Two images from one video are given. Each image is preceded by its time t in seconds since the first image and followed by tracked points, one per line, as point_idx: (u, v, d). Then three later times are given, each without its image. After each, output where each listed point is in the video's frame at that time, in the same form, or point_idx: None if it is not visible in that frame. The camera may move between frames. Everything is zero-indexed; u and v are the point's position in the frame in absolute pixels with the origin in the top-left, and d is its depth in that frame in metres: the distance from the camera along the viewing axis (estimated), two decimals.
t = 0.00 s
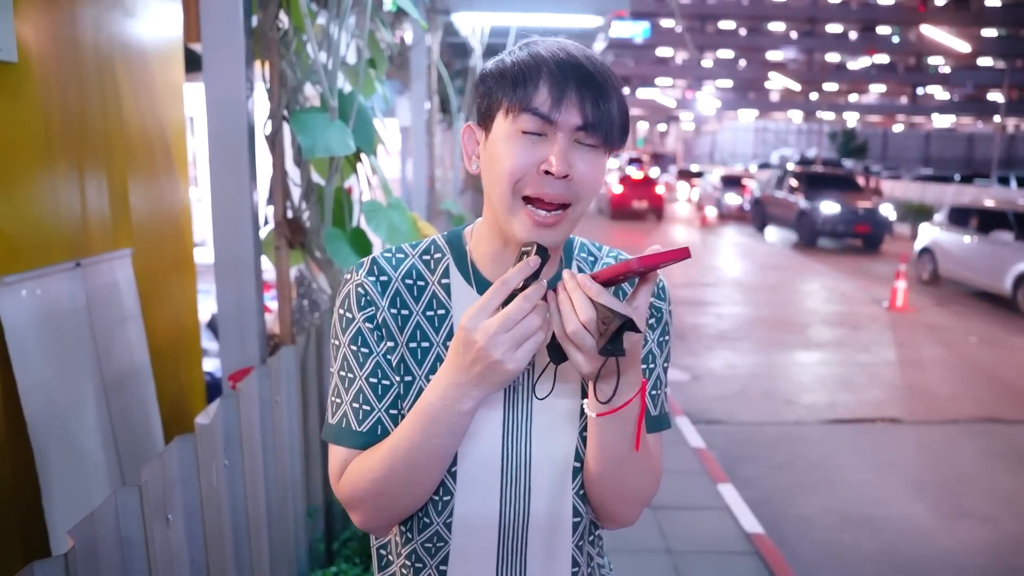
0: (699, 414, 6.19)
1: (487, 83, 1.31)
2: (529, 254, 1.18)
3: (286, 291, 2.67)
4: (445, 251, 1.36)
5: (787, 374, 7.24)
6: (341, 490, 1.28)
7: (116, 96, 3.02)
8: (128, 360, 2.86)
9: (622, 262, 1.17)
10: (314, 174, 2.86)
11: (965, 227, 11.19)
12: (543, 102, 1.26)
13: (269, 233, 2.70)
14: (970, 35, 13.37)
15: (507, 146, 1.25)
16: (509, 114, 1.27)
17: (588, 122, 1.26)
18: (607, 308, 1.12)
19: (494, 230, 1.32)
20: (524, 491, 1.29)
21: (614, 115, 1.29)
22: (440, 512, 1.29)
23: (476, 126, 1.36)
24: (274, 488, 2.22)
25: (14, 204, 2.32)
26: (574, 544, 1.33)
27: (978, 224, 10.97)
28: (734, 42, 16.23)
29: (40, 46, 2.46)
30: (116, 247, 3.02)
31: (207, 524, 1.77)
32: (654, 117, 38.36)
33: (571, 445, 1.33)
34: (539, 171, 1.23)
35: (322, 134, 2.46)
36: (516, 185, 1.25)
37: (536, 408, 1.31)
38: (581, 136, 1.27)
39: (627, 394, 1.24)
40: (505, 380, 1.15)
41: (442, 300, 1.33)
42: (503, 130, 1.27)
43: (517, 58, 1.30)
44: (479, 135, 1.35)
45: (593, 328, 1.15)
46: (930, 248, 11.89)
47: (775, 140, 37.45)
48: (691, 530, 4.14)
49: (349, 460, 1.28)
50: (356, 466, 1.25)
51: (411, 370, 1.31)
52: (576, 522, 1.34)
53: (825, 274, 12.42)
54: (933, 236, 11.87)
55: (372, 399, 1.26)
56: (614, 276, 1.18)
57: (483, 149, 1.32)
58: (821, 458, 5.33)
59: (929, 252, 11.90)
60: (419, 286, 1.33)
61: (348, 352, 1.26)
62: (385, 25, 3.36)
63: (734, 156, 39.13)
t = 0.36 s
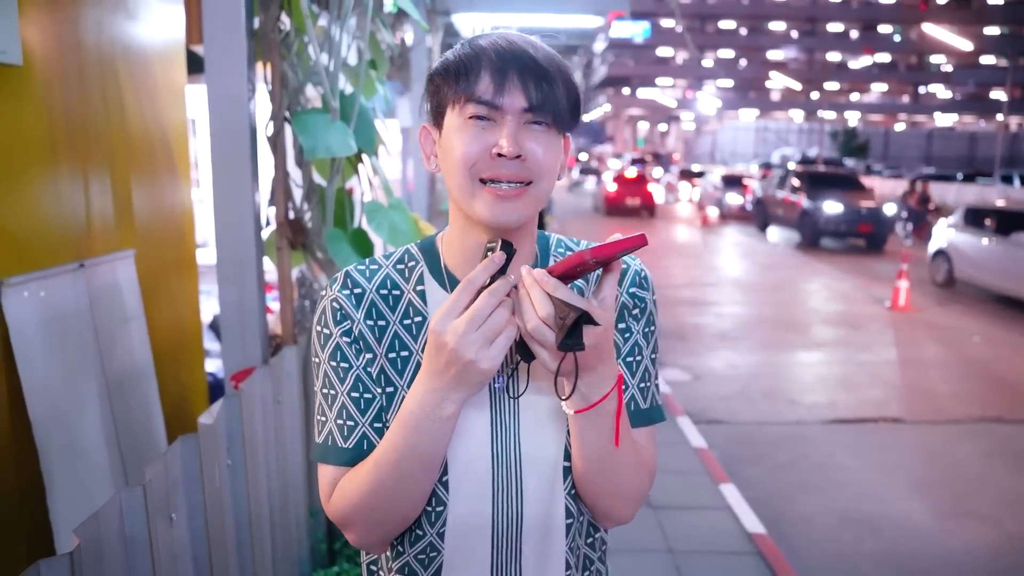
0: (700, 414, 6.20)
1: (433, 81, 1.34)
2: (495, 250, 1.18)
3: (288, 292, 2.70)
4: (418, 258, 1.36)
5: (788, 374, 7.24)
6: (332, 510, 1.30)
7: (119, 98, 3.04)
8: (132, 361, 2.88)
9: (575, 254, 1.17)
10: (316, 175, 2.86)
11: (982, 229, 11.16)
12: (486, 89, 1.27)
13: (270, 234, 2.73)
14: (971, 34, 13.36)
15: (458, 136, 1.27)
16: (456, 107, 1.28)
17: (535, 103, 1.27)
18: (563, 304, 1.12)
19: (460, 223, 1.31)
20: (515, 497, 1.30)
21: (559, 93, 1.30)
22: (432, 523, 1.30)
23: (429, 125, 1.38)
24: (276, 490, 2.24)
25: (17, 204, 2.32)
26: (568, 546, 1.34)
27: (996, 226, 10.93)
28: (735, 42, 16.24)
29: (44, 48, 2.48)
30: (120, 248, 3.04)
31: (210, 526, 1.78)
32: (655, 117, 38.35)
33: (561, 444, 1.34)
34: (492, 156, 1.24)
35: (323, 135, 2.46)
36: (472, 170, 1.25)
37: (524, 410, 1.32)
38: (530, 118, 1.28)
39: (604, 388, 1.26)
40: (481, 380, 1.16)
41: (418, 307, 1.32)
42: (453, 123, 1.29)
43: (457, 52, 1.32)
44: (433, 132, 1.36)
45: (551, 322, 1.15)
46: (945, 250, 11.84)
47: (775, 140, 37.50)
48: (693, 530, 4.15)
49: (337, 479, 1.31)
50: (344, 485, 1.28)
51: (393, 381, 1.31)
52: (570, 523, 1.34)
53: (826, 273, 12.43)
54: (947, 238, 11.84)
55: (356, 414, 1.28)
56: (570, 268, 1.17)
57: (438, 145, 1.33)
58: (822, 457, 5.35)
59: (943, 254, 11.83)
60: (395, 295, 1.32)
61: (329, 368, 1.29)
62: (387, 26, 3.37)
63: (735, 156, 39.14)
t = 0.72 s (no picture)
0: (715, 410, 6.18)
1: (442, 85, 1.31)
2: (485, 246, 1.21)
3: (303, 286, 2.76)
4: (417, 251, 1.39)
5: (805, 371, 7.19)
6: (331, 502, 1.32)
7: (138, 96, 3.09)
8: (150, 353, 2.94)
9: (576, 258, 1.14)
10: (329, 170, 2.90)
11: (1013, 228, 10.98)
12: (499, 103, 1.25)
13: (285, 228, 2.77)
14: (996, 27, 13.13)
15: (468, 149, 1.26)
16: (466, 117, 1.27)
17: (546, 118, 1.26)
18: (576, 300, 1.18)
19: (467, 225, 1.33)
20: (518, 484, 1.32)
21: (569, 105, 1.29)
22: (435, 511, 1.32)
23: (434, 124, 1.37)
24: (288, 480, 2.28)
25: (42, 199, 2.39)
26: (573, 532, 1.36)
27: None
28: (754, 37, 16.10)
29: (66, 49, 2.53)
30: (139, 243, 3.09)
31: (225, 515, 1.83)
32: (673, 113, 38.13)
33: (565, 428, 1.37)
34: (506, 171, 1.24)
35: (337, 130, 2.49)
36: (485, 185, 1.25)
37: (525, 399, 1.35)
38: (540, 132, 1.27)
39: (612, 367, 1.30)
40: (465, 377, 1.18)
41: (417, 298, 1.35)
42: (463, 133, 1.27)
43: (467, 57, 1.29)
44: (439, 133, 1.35)
45: (568, 320, 1.20)
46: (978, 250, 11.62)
47: (795, 136, 37.15)
48: (705, 526, 4.15)
49: (336, 470, 1.33)
50: (341, 475, 1.30)
51: (393, 370, 1.34)
52: (576, 510, 1.36)
53: (845, 270, 12.32)
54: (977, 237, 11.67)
55: (353, 405, 1.30)
56: (573, 273, 1.17)
57: (445, 152, 1.31)
58: (837, 455, 5.32)
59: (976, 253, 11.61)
60: (394, 287, 1.35)
61: (328, 360, 1.31)
62: (400, 23, 3.39)
63: (755, 152, 38.82)
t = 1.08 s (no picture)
0: (716, 412, 6.16)
1: (451, 84, 1.29)
2: (489, 246, 1.17)
3: (304, 288, 2.73)
4: (424, 252, 1.37)
5: (806, 373, 7.17)
6: (334, 501, 1.30)
7: (139, 96, 3.08)
8: (150, 354, 2.92)
9: (555, 239, 1.15)
10: (330, 172, 2.88)
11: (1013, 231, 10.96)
12: (507, 101, 1.23)
13: (285, 230, 2.75)
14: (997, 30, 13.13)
15: (476, 147, 1.23)
16: (475, 114, 1.25)
17: (555, 116, 1.25)
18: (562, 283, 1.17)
19: (473, 226, 1.30)
20: (522, 485, 1.30)
21: (577, 103, 1.28)
22: (440, 512, 1.30)
23: (442, 125, 1.34)
24: (289, 482, 2.25)
25: (42, 200, 2.38)
26: (577, 536, 1.34)
27: None
28: (755, 40, 16.09)
29: (67, 49, 2.52)
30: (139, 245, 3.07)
31: (224, 518, 1.81)
32: (674, 116, 38.13)
33: (569, 433, 1.35)
34: (515, 168, 1.21)
35: (338, 131, 2.47)
36: (494, 183, 1.22)
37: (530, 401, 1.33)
38: (549, 130, 1.25)
39: (615, 363, 1.27)
40: (470, 374, 1.16)
41: (423, 299, 1.33)
42: (471, 131, 1.25)
43: (477, 56, 1.28)
44: (447, 134, 1.33)
45: (561, 307, 1.18)
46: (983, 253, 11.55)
47: (796, 138, 37.18)
48: (706, 528, 4.14)
49: (339, 469, 1.31)
50: (344, 475, 1.28)
51: (398, 370, 1.32)
52: (579, 514, 1.34)
53: (846, 272, 12.30)
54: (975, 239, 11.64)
55: (358, 404, 1.29)
56: (556, 257, 1.16)
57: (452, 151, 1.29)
58: (839, 457, 5.30)
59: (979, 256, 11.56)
60: (400, 288, 1.34)
61: (334, 359, 1.30)
62: (403, 24, 3.37)
63: (756, 154, 38.82)
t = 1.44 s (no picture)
0: (704, 416, 6.17)
1: (462, 87, 1.30)
2: (504, 246, 1.16)
3: (292, 293, 2.69)
4: (427, 259, 1.36)
5: (792, 376, 7.21)
6: (340, 512, 1.27)
7: (122, 98, 3.02)
8: (135, 360, 2.87)
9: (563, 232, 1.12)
10: (319, 176, 2.85)
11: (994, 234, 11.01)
12: (522, 105, 1.25)
13: (273, 234, 2.68)
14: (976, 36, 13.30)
15: (490, 150, 1.24)
16: (488, 118, 1.25)
17: (567, 121, 1.26)
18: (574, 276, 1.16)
19: (482, 230, 1.30)
20: (529, 492, 1.27)
21: (588, 111, 1.30)
22: (445, 521, 1.27)
23: (450, 129, 1.34)
24: (278, 490, 2.21)
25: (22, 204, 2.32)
26: (582, 543, 1.32)
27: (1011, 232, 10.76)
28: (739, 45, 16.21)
29: (48, 50, 2.47)
30: (121, 250, 3.00)
31: (213, 529, 1.77)
32: (658, 120, 38.30)
33: (576, 441, 1.32)
34: (528, 171, 1.22)
35: (328, 134, 2.44)
36: (507, 186, 1.22)
37: (537, 406, 1.30)
38: (561, 134, 1.27)
39: (625, 363, 1.26)
40: (487, 375, 1.15)
41: (428, 306, 1.32)
42: (484, 135, 1.25)
43: (490, 61, 1.29)
44: (456, 138, 1.33)
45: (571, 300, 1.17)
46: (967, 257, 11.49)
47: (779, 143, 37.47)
48: (697, 533, 4.13)
49: (345, 479, 1.28)
50: (351, 485, 1.25)
51: (404, 378, 1.31)
52: (585, 520, 1.32)
53: (831, 276, 12.38)
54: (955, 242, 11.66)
55: (364, 413, 1.26)
56: (566, 250, 1.15)
57: (462, 155, 1.29)
58: (827, 460, 5.31)
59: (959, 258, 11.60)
60: (405, 295, 1.33)
61: (337, 368, 1.27)
62: (391, 27, 3.35)
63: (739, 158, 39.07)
